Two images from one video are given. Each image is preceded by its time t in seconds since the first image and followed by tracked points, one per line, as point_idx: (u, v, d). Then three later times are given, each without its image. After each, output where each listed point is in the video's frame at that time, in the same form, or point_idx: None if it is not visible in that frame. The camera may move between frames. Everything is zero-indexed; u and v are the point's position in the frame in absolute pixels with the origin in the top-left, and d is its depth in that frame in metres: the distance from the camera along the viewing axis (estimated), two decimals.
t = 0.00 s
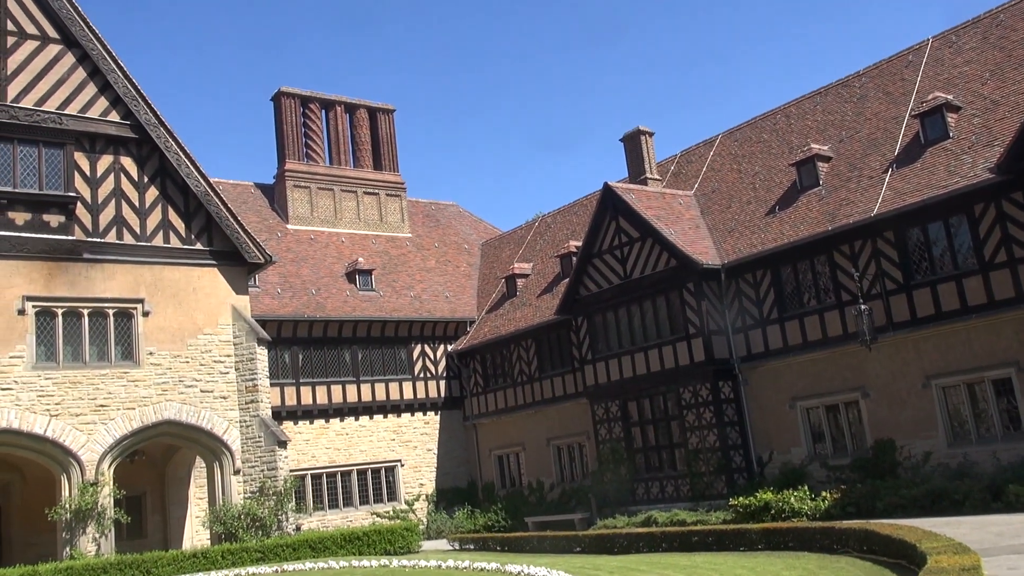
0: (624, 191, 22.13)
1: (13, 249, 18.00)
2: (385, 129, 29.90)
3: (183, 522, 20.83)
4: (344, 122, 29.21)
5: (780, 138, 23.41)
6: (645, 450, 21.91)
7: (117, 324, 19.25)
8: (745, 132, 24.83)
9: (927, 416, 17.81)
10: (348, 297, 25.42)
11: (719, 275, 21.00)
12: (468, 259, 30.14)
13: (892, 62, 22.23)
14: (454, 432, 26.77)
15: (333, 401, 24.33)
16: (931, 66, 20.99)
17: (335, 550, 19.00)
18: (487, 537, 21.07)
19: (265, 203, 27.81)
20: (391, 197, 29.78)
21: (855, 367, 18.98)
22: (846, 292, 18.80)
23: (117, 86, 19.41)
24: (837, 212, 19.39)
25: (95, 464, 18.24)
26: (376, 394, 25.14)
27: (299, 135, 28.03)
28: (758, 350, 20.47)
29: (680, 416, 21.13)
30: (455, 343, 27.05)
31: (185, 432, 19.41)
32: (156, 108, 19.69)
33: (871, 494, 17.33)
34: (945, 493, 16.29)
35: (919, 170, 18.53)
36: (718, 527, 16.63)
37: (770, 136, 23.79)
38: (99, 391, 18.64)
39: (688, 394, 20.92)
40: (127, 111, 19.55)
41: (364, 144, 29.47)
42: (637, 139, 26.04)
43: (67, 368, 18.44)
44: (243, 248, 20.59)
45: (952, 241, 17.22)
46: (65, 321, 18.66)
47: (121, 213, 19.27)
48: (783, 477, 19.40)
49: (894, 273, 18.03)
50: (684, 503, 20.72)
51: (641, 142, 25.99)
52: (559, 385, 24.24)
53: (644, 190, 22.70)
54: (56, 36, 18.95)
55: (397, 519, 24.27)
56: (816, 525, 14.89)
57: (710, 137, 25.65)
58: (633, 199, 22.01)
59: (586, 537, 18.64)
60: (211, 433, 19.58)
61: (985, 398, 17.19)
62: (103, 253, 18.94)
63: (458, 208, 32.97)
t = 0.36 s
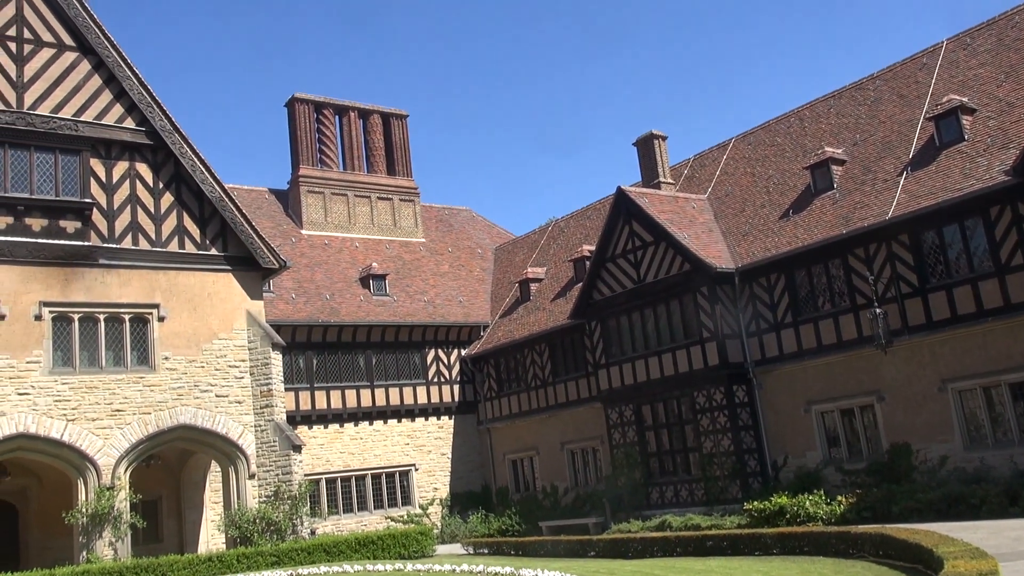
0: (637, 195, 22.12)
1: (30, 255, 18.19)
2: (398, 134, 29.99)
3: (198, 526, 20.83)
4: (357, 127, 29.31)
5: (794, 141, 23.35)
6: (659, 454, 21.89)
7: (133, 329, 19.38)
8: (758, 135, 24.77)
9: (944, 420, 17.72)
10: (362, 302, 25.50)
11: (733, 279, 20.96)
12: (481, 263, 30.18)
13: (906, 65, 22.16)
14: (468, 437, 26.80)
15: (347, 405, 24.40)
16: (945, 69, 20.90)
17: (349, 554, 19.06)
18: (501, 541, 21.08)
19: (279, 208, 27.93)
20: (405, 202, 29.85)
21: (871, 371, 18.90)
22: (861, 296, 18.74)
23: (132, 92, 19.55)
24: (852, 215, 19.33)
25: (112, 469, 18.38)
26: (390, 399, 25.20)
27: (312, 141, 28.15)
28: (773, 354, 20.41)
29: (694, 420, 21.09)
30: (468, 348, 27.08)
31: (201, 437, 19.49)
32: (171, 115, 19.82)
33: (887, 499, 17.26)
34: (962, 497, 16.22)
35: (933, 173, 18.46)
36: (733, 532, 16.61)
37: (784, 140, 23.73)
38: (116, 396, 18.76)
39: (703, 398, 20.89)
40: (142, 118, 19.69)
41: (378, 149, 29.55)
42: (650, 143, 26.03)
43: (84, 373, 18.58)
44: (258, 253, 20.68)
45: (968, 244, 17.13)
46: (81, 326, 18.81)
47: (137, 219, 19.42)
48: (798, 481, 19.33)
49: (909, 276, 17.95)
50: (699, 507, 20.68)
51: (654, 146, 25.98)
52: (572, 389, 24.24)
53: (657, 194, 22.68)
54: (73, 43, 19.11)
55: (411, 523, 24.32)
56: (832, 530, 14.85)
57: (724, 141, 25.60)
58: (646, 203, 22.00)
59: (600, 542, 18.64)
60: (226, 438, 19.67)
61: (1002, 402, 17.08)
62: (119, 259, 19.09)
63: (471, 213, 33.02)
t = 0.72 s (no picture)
0: (650, 198, 22.08)
1: (46, 259, 18.35)
2: (410, 138, 30.05)
3: (213, 528, 20.87)
4: (369, 131, 29.39)
5: (808, 143, 23.26)
6: (672, 458, 21.81)
7: (147, 332, 19.48)
8: (771, 137, 24.69)
9: (960, 423, 17.60)
10: (374, 305, 25.54)
11: (747, 282, 20.88)
12: (493, 266, 30.19)
13: (920, 66, 22.04)
14: (480, 440, 26.79)
15: (360, 409, 24.44)
16: (960, 69, 20.78)
17: (363, 557, 19.09)
18: (514, 545, 21.05)
19: (292, 212, 28.03)
20: (417, 205, 29.90)
21: (886, 374, 18.79)
22: (875, 298, 18.64)
23: (146, 97, 19.67)
24: (866, 217, 19.24)
25: (126, 472, 18.47)
26: (403, 402, 25.23)
27: (325, 145, 28.24)
28: (786, 356, 20.32)
29: (707, 424, 21.01)
30: (481, 351, 27.08)
31: (214, 440, 19.56)
32: (184, 119, 19.93)
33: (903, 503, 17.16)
34: (979, 501, 16.12)
35: (949, 174, 18.34)
36: (747, 536, 16.55)
37: (798, 142, 23.64)
38: (130, 399, 18.86)
39: (716, 401, 20.81)
40: (156, 122, 19.81)
41: (390, 152, 29.61)
42: (662, 146, 25.98)
43: (98, 376, 18.68)
44: (271, 256, 20.76)
45: (984, 246, 17.02)
46: (96, 329, 18.92)
47: (151, 223, 19.53)
48: (812, 485, 19.23)
49: (924, 279, 17.84)
50: (712, 511, 20.60)
51: (666, 148, 25.93)
52: (585, 392, 24.20)
53: (670, 197, 22.62)
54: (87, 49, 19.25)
55: (424, 526, 24.33)
56: (847, 534, 14.77)
57: (736, 143, 25.52)
58: (659, 206, 21.96)
59: (613, 545, 18.62)
60: (240, 441, 19.74)
61: (1019, 405, 16.94)
62: (134, 262, 19.21)
63: (483, 216, 33.04)
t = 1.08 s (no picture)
0: (661, 199, 22.00)
1: (59, 263, 18.42)
2: (421, 140, 30.05)
3: (225, 531, 20.89)
4: (380, 133, 29.42)
5: (820, 144, 23.11)
6: (684, 460, 21.71)
7: (159, 336, 19.54)
8: (784, 137, 24.55)
9: (976, 425, 17.43)
10: (385, 308, 25.55)
11: (759, 283, 20.76)
12: (504, 268, 30.15)
13: (934, 65, 21.88)
14: (492, 443, 26.73)
15: (371, 411, 24.44)
16: (975, 68, 20.61)
17: (375, 560, 19.09)
18: (526, 548, 20.99)
19: (302, 215, 28.08)
20: (428, 208, 29.89)
21: (900, 376, 18.63)
22: (889, 300, 18.49)
23: (158, 101, 19.75)
24: (880, 218, 19.10)
25: (138, 475, 18.53)
26: (414, 405, 25.22)
27: (335, 148, 28.28)
28: (799, 358, 20.18)
29: (720, 426, 20.91)
30: (492, 354, 27.04)
31: (226, 443, 19.59)
32: (195, 123, 19.99)
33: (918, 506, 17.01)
34: (996, 505, 15.97)
35: (963, 174, 18.19)
36: (760, 539, 16.45)
37: (810, 142, 23.49)
38: (142, 402, 18.92)
39: (729, 403, 20.70)
40: (167, 126, 19.89)
41: (401, 155, 29.63)
42: (673, 147, 25.88)
43: (110, 379, 18.75)
44: (282, 259, 20.77)
45: (1000, 246, 16.86)
46: (108, 333, 18.99)
47: (163, 227, 19.59)
48: (826, 488, 19.09)
49: (938, 279, 17.69)
50: (725, 514, 20.49)
51: (678, 149, 25.83)
52: (597, 395, 24.11)
53: (681, 198, 22.53)
54: (99, 53, 19.34)
55: (436, 529, 24.30)
56: (861, 537, 14.66)
57: (748, 144, 25.39)
58: (671, 207, 21.88)
59: (626, 549, 18.53)
60: (251, 444, 19.76)
61: None
62: (145, 266, 19.27)
63: (494, 218, 33.00)
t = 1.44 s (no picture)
0: (671, 200, 21.90)
1: (70, 266, 18.50)
2: (429, 141, 30.05)
3: (235, 534, 20.98)
4: (388, 135, 29.43)
5: (831, 143, 22.98)
6: (695, 462, 21.60)
7: (169, 339, 19.58)
8: (794, 137, 24.42)
9: (990, 426, 17.26)
10: (394, 310, 25.55)
11: (770, 285, 20.63)
12: (513, 270, 30.11)
13: (946, 64, 21.72)
14: (502, 445, 26.68)
15: (380, 414, 24.44)
16: (987, 67, 20.45)
17: (384, 563, 19.08)
18: (535, 551, 20.92)
19: (311, 217, 28.11)
20: (436, 209, 29.88)
21: (912, 377, 18.48)
22: (901, 300, 18.34)
23: (167, 104, 19.79)
24: (891, 218, 18.96)
25: (148, 478, 18.57)
26: (423, 407, 25.19)
27: (344, 150, 28.31)
28: (811, 360, 20.04)
29: (730, 428, 20.80)
30: (501, 356, 26.99)
31: (236, 446, 19.60)
32: (205, 126, 20.02)
33: (931, 508, 16.86)
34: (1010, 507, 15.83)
35: (976, 174, 18.04)
36: (772, 541, 16.35)
37: (821, 142, 23.36)
38: (152, 405, 18.96)
39: (740, 405, 20.58)
40: (177, 129, 19.92)
41: (409, 157, 29.63)
42: (683, 147, 25.80)
43: (120, 382, 18.79)
44: (291, 262, 20.78)
45: (1013, 246, 16.70)
46: (118, 336, 19.04)
47: (172, 230, 19.65)
48: (838, 490, 18.95)
49: (951, 280, 17.54)
50: (736, 517, 20.38)
51: (687, 149, 25.74)
52: (606, 397, 24.02)
53: (691, 199, 22.43)
54: (108, 57, 19.39)
55: (446, 532, 24.27)
56: (874, 539, 14.54)
57: (758, 144, 25.27)
58: (680, 208, 21.78)
59: (636, 551, 18.44)
60: (260, 447, 19.76)
61: None
62: (155, 268, 19.32)
63: (503, 220, 32.97)
